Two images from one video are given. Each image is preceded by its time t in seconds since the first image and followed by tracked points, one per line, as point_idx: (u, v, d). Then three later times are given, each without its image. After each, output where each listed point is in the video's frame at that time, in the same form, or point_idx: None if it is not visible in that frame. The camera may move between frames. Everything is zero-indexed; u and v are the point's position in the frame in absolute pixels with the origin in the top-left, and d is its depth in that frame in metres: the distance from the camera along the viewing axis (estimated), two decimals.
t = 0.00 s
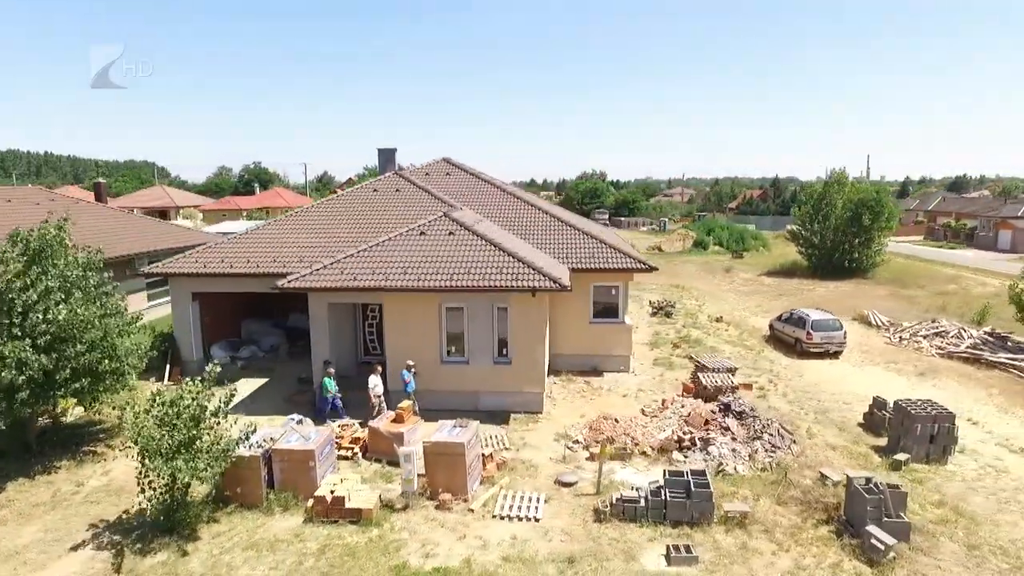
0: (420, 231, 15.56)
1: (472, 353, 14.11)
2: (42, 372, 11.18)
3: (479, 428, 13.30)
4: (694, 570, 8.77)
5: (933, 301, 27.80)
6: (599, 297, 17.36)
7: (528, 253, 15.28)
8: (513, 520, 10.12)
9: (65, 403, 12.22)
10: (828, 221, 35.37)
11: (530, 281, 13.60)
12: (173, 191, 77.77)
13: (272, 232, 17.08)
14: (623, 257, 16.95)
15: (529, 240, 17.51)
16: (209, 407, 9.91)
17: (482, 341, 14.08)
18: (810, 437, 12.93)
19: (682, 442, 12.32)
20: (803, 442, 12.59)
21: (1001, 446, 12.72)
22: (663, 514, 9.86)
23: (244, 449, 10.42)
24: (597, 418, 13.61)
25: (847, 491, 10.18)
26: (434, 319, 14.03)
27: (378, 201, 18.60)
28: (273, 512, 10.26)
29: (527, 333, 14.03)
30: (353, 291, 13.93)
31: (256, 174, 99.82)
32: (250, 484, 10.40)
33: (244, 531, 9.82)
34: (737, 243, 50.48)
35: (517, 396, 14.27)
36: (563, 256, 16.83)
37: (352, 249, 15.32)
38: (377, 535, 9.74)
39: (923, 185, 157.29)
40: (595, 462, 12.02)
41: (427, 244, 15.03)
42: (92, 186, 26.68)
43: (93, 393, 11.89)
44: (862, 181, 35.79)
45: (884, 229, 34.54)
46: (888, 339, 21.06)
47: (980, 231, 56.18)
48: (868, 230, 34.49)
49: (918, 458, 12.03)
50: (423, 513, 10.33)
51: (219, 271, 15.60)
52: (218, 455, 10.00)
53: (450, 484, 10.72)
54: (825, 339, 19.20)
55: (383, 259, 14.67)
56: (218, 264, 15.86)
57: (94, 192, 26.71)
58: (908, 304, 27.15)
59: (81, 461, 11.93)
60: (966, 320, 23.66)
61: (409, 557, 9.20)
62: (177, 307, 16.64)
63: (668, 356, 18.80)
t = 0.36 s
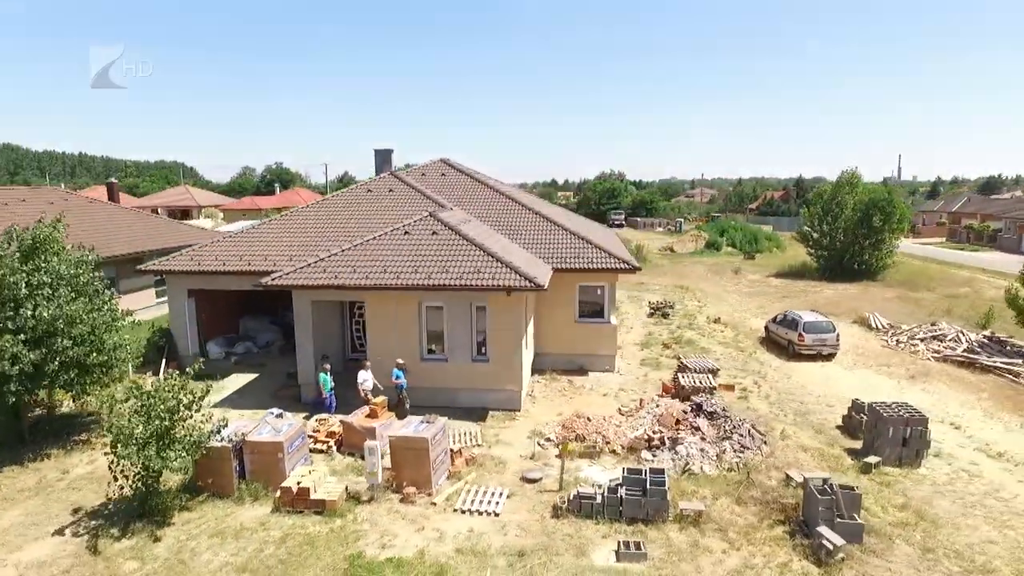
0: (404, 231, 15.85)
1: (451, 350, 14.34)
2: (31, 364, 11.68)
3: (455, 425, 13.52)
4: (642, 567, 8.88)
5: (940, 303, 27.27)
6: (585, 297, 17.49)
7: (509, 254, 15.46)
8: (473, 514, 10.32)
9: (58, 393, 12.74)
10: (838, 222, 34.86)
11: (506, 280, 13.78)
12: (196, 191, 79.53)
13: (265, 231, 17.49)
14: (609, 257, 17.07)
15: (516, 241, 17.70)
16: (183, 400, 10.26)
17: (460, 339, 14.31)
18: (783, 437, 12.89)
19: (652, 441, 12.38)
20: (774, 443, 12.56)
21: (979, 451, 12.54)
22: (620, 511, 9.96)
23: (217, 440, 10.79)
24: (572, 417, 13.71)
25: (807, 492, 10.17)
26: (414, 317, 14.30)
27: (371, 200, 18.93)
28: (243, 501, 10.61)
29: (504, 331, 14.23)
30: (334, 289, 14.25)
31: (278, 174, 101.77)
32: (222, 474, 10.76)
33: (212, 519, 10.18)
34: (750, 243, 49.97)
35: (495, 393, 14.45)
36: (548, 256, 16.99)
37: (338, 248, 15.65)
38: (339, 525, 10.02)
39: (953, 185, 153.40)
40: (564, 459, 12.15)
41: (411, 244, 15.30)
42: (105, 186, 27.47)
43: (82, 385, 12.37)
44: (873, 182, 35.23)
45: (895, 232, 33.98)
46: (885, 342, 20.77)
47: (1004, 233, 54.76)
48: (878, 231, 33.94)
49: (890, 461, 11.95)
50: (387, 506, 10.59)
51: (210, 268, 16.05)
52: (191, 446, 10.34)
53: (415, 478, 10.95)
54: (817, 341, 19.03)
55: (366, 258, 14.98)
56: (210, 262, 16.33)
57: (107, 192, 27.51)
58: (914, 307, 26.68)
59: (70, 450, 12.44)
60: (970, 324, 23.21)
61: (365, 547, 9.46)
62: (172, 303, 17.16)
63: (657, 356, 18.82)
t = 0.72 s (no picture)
0: (393, 230, 16.20)
1: (435, 346, 14.67)
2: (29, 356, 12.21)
3: (436, 420, 13.81)
4: (595, 559, 9.06)
5: (950, 305, 26.77)
6: (574, 296, 17.66)
7: (495, 253, 15.71)
8: (439, 505, 10.58)
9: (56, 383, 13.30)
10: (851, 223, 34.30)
11: (486, 279, 14.02)
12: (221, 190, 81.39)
13: (263, 229, 17.98)
14: (597, 257, 17.22)
15: (507, 240, 17.93)
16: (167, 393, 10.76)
17: (443, 336, 14.62)
18: (759, 437, 12.91)
19: (625, 438, 12.50)
20: (749, 442, 12.59)
21: (958, 454, 12.41)
22: (581, 505, 10.13)
23: (198, 430, 11.26)
24: (551, 414, 13.88)
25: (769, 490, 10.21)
26: (399, 314, 14.64)
27: (367, 199, 19.32)
28: (221, 488, 11.05)
29: (486, 329, 14.49)
30: (322, 286, 14.66)
31: (302, 174, 103.76)
32: (202, 462, 11.20)
33: (191, 504, 10.62)
34: (765, 244, 49.42)
35: (477, 389, 14.71)
36: (537, 256, 17.21)
37: (328, 246, 16.06)
38: (309, 513, 10.37)
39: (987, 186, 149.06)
40: (537, 455, 12.34)
41: (399, 242, 15.65)
42: (122, 186, 28.46)
43: (78, 375, 12.91)
44: (887, 183, 34.74)
45: (907, 233, 33.50)
46: (885, 344, 20.50)
47: None
48: (890, 232, 33.44)
49: (863, 462, 11.92)
50: (358, 496, 10.92)
51: (207, 265, 16.60)
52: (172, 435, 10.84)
53: (387, 470, 11.27)
54: (811, 343, 18.88)
55: (355, 255, 15.36)
56: (209, 259, 16.89)
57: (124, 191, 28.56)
58: (922, 310, 26.23)
59: (67, 437, 13.03)
60: (977, 327, 22.78)
61: (331, 534, 9.79)
62: (174, 298, 17.81)
63: (648, 356, 18.89)
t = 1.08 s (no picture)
0: (379, 229, 16.53)
1: (415, 343, 14.97)
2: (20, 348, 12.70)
3: (414, 414, 14.11)
4: (547, 550, 9.27)
5: (951, 306, 26.42)
6: (559, 294, 17.89)
7: (477, 252, 15.96)
8: (404, 496, 10.86)
9: (49, 373, 13.79)
10: (856, 224, 33.89)
11: (464, 276, 14.27)
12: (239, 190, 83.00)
13: (255, 228, 18.39)
14: (581, 256, 17.39)
15: (494, 239, 18.17)
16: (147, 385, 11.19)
17: (424, 333, 14.91)
18: (730, 435, 12.99)
19: (595, 434, 12.66)
20: (718, 440, 12.69)
21: (929, 453, 12.40)
22: (540, 498, 10.34)
23: (175, 421, 11.68)
24: (526, 409, 14.09)
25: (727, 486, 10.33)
26: (381, 311, 14.95)
27: (359, 199, 19.68)
28: (198, 477, 11.44)
29: (466, 326, 14.75)
30: (306, 283, 15.01)
31: (318, 174, 104.99)
32: (180, 452, 11.62)
33: (167, 492, 11.03)
34: (775, 245, 49.00)
35: (456, 385, 14.98)
36: (522, 255, 17.42)
37: (316, 244, 16.44)
38: (278, 501, 10.72)
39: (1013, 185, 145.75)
40: (507, 449, 12.56)
41: (383, 241, 15.96)
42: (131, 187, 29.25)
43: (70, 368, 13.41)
44: (893, 182, 34.24)
45: (912, 235, 32.91)
46: (876, 345, 20.37)
47: None
48: (895, 233, 32.91)
49: (831, 461, 11.96)
50: (328, 486, 11.25)
51: (199, 261, 17.07)
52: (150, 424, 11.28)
53: (358, 462, 11.57)
54: (799, 343, 18.83)
55: (340, 254, 15.70)
56: (201, 256, 17.33)
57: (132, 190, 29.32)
58: (923, 310, 25.94)
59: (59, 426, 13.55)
60: (975, 329, 22.50)
61: (296, 522, 10.13)
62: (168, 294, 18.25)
63: (634, 354, 19.00)
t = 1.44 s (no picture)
0: (366, 227, 16.84)
1: (398, 338, 15.24)
2: (11, 339, 13.23)
3: (394, 409, 14.37)
4: (504, 540, 9.48)
5: (952, 307, 26.16)
6: (545, 292, 18.07)
7: (461, 250, 16.20)
8: (374, 487, 11.13)
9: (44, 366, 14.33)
10: (860, 224, 33.61)
11: (444, 273, 14.53)
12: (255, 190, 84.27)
13: (249, 226, 18.81)
14: (566, 255, 17.56)
15: (482, 238, 18.40)
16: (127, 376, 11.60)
17: (407, 329, 15.18)
18: (702, 432, 13.10)
19: (568, 430, 12.82)
20: (690, 438, 12.79)
21: (900, 453, 12.40)
22: (504, 490, 10.55)
23: (156, 412, 12.08)
24: (504, 405, 14.29)
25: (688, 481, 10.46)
26: (364, 307, 15.26)
27: (352, 197, 20.02)
28: (177, 466, 11.81)
29: (447, 323, 14.98)
30: (293, 280, 15.37)
31: (332, 174, 106.11)
32: (161, 441, 12.02)
33: (146, 480, 11.41)
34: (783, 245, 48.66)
35: (438, 380, 15.23)
36: (508, 253, 17.64)
37: (304, 242, 16.80)
38: (251, 490, 11.04)
39: None
40: (481, 444, 12.77)
41: (369, 239, 16.26)
42: (138, 187, 30.10)
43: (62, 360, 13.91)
44: (897, 182, 33.87)
45: (916, 236, 32.58)
46: (868, 346, 20.28)
47: None
48: (899, 234, 32.59)
49: (800, 459, 12.00)
50: (301, 476, 11.56)
51: (193, 258, 17.52)
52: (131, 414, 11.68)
53: (332, 453, 11.86)
54: (787, 342, 18.82)
55: (326, 251, 16.03)
56: (196, 253, 17.77)
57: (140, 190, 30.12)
58: (922, 311, 25.71)
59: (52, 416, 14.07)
60: (972, 330, 22.29)
61: (266, 510, 10.43)
62: (164, 291, 18.77)
63: (622, 353, 19.12)
